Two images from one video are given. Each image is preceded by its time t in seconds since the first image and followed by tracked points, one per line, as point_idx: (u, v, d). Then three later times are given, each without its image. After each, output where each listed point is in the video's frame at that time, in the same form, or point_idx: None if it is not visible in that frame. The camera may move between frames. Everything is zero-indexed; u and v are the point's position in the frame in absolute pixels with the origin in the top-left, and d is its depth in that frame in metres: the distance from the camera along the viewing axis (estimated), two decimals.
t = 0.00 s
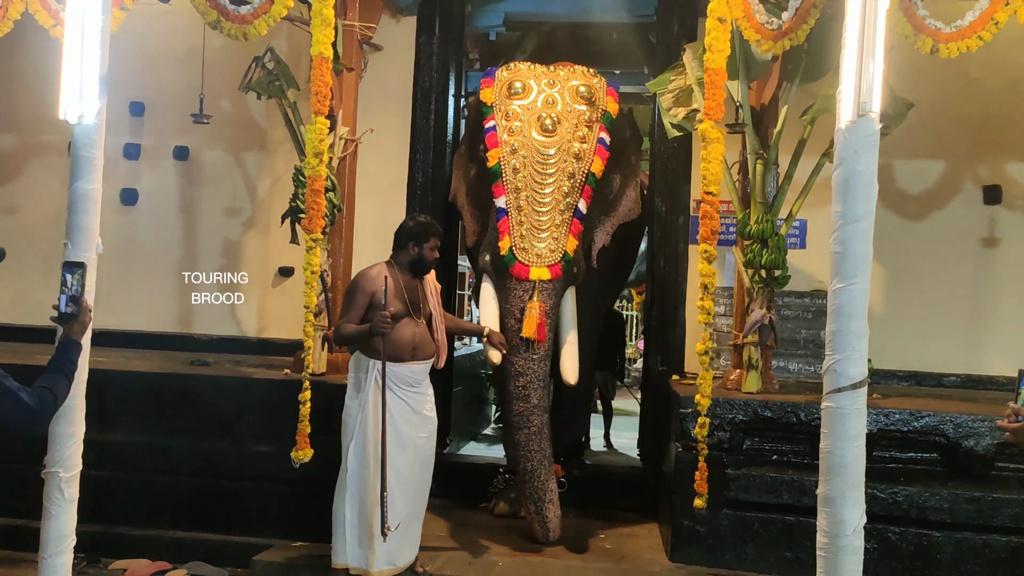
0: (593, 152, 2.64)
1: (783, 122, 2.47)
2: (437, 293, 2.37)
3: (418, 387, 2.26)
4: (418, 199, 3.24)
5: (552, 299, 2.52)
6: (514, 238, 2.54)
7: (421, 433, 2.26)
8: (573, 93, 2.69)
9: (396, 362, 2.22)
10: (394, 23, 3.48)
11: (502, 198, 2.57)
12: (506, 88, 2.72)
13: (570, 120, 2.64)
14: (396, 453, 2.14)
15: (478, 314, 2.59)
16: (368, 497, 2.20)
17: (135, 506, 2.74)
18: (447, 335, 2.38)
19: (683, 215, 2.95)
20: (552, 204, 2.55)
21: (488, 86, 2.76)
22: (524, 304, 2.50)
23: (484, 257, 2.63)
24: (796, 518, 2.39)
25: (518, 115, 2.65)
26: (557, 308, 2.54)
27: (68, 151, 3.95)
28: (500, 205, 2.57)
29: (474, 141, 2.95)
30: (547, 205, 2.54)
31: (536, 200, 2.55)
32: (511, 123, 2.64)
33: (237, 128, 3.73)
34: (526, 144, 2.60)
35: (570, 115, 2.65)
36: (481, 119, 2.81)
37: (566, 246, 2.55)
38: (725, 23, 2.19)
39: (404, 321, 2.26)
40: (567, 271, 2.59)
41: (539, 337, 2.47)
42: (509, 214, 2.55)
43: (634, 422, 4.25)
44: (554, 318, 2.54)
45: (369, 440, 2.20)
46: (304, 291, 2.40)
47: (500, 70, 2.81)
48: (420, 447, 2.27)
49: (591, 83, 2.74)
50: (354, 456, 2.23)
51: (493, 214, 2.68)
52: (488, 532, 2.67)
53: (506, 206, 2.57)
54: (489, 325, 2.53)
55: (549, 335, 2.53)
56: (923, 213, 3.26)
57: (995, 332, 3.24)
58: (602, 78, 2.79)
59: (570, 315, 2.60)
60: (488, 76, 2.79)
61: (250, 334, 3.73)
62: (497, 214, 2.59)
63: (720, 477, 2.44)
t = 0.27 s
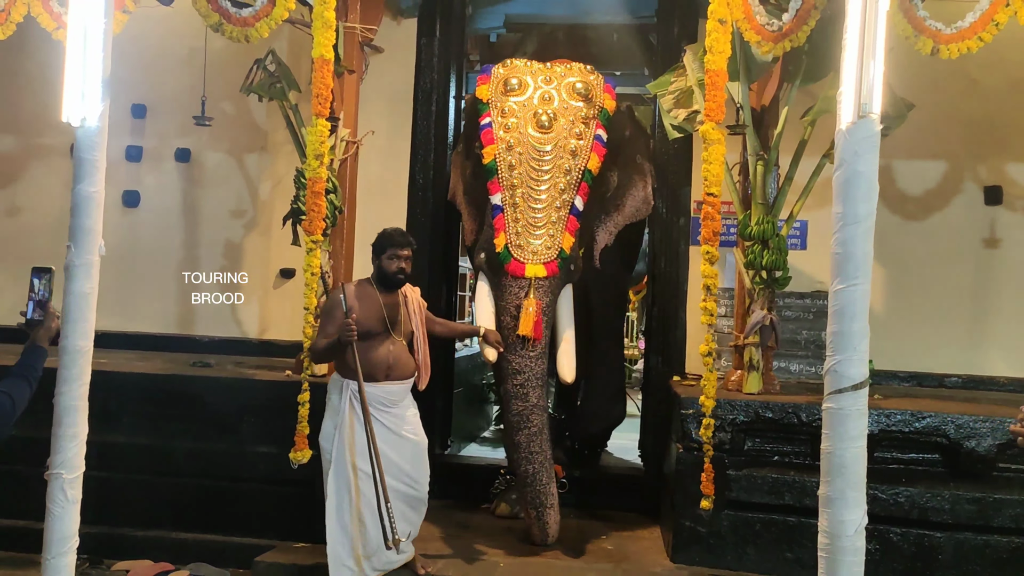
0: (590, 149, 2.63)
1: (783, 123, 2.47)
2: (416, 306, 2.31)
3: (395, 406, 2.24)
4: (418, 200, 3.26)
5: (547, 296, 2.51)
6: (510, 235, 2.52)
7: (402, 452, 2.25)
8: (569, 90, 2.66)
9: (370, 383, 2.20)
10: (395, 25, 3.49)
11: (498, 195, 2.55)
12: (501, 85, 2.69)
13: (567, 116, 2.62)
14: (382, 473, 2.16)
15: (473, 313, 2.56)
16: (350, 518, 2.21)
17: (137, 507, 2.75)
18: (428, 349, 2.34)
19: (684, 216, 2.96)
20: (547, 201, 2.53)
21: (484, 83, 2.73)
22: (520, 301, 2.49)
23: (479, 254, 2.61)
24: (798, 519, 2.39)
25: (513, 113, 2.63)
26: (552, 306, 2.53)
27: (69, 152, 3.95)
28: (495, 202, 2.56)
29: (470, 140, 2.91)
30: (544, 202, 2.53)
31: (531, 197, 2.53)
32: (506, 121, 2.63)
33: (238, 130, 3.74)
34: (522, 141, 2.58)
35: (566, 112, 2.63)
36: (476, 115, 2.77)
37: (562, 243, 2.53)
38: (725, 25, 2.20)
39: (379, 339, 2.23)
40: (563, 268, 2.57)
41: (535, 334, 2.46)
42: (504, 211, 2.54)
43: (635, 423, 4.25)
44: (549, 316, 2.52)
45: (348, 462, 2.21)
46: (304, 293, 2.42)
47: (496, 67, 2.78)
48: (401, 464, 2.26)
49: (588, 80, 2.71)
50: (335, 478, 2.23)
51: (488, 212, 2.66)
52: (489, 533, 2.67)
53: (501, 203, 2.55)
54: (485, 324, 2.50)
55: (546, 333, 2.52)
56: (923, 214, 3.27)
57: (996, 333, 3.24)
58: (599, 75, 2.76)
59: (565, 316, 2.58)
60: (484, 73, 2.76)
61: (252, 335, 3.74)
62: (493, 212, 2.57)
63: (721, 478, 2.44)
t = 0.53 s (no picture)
0: (585, 145, 2.58)
1: (785, 124, 2.47)
2: (401, 318, 2.24)
3: (370, 422, 2.16)
4: (419, 201, 3.28)
5: (545, 295, 2.47)
6: (505, 233, 2.48)
7: (371, 468, 2.15)
8: (565, 85, 2.61)
9: (343, 394, 2.14)
10: (396, 27, 3.49)
11: (492, 193, 2.52)
12: (495, 81, 2.65)
13: (562, 113, 2.58)
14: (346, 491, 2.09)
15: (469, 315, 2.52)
16: (318, 532, 2.16)
17: (139, 509, 2.75)
18: (412, 362, 2.27)
19: (684, 217, 2.97)
20: (543, 198, 2.49)
21: (479, 80, 2.70)
22: (516, 300, 2.45)
23: (474, 253, 2.56)
24: (799, 521, 2.39)
25: (507, 109, 2.59)
26: (550, 303, 2.50)
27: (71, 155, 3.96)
28: (490, 200, 2.52)
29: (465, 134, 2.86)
30: (539, 199, 2.50)
31: (526, 194, 2.50)
32: (501, 118, 2.58)
33: (240, 133, 3.74)
34: (516, 137, 2.55)
35: (561, 108, 2.59)
36: (471, 113, 2.74)
37: (558, 240, 2.49)
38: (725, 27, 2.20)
39: (357, 350, 2.17)
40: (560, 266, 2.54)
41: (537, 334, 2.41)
42: (499, 209, 2.50)
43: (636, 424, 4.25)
44: (547, 313, 2.49)
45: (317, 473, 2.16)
46: (299, 295, 2.45)
47: (490, 64, 2.74)
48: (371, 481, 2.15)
49: (584, 75, 2.66)
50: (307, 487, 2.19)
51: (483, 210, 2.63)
52: (491, 535, 2.67)
53: (496, 201, 2.52)
54: (481, 325, 2.46)
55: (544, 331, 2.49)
56: (925, 215, 3.26)
57: (998, 334, 3.24)
58: (596, 69, 2.70)
59: (565, 310, 2.55)
60: (478, 70, 2.72)
61: (253, 337, 3.74)
62: (487, 210, 2.54)
63: (723, 480, 2.44)
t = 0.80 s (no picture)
0: (584, 147, 2.57)
1: (786, 127, 2.48)
2: (402, 324, 2.25)
3: (368, 429, 2.15)
4: (421, 205, 3.28)
5: (540, 300, 2.43)
6: (501, 238, 2.47)
7: (371, 474, 2.14)
8: (565, 87, 2.61)
9: (341, 401, 2.14)
10: (398, 30, 3.50)
11: (489, 196, 2.52)
12: (494, 83, 2.65)
13: (561, 114, 2.57)
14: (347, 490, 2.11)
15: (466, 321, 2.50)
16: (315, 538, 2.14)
17: (142, 513, 2.75)
18: (411, 370, 2.28)
19: (686, 220, 3.00)
20: (540, 201, 2.48)
21: (478, 82, 2.70)
22: (510, 305, 2.41)
23: (471, 258, 2.55)
24: (802, 522, 2.39)
25: (505, 111, 2.59)
26: (546, 308, 2.46)
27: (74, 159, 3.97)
28: (487, 203, 2.52)
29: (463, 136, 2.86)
30: (536, 203, 2.48)
31: (522, 197, 2.49)
32: (499, 121, 2.59)
33: (242, 136, 3.75)
34: (514, 139, 2.54)
35: (560, 109, 2.58)
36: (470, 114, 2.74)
37: (555, 244, 2.47)
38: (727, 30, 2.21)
39: (357, 357, 2.17)
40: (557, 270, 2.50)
41: (532, 339, 2.38)
42: (495, 213, 2.50)
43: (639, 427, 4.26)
44: (544, 318, 2.45)
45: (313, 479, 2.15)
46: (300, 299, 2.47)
47: (491, 66, 2.74)
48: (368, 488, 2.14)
49: (584, 77, 2.66)
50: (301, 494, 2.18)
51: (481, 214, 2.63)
52: (494, 538, 2.68)
53: (493, 204, 2.51)
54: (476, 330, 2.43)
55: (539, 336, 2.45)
56: (927, 216, 3.26)
57: (1000, 336, 3.24)
58: (596, 70, 2.70)
59: (562, 315, 2.52)
60: (479, 72, 2.73)
61: (256, 340, 3.74)
62: (484, 213, 2.53)
63: (725, 482, 2.44)
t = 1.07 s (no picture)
0: (585, 147, 2.55)
1: (789, 130, 2.48)
2: (405, 327, 2.27)
3: (378, 435, 2.15)
4: (423, 207, 3.26)
5: (538, 300, 2.38)
6: (500, 238, 2.44)
7: (382, 482, 2.14)
8: (567, 88, 2.61)
9: (352, 408, 2.13)
10: (401, 33, 3.51)
11: (489, 196, 2.50)
12: (497, 83, 2.65)
13: (563, 114, 2.56)
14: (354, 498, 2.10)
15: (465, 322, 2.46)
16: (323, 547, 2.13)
17: (146, 515, 2.76)
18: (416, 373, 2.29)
19: (690, 222, 2.99)
20: (539, 201, 2.46)
21: (480, 82, 2.70)
22: (508, 305, 2.37)
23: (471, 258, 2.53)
24: (806, 525, 2.39)
25: (506, 111, 2.59)
26: (545, 309, 2.40)
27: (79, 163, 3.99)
28: (487, 203, 2.51)
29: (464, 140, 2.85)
30: (536, 202, 2.46)
31: (522, 196, 2.48)
32: (500, 120, 2.58)
33: (246, 140, 3.76)
34: (515, 139, 2.53)
35: (562, 109, 2.57)
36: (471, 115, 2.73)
37: (554, 244, 2.44)
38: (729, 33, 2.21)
39: (367, 361, 2.16)
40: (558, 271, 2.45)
41: (524, 339, 2.34)
42: (495, 213, 2.48)
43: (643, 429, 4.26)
44: (542, 319, 2.39)
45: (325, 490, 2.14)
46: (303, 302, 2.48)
47: (493, 66, 2.74)
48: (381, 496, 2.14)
49: (588, 77, 2.65)
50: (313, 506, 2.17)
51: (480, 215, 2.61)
52: (497, 541, 2.68)
53: (493, 204, 2.49)
54: (475, 331, 2.39)
55: (536, 337, 2.39)
56: (930, 218, 3.26)
57: (1004, 338, 3.23)
58: (599, 70, 2.69)
59: (563, 317, 2.46)
60: (482, 73, 2.72)
61: (260, 343, 3.76)
62: (484, 213, 2.51)
63: (729, 484, 2.45)
